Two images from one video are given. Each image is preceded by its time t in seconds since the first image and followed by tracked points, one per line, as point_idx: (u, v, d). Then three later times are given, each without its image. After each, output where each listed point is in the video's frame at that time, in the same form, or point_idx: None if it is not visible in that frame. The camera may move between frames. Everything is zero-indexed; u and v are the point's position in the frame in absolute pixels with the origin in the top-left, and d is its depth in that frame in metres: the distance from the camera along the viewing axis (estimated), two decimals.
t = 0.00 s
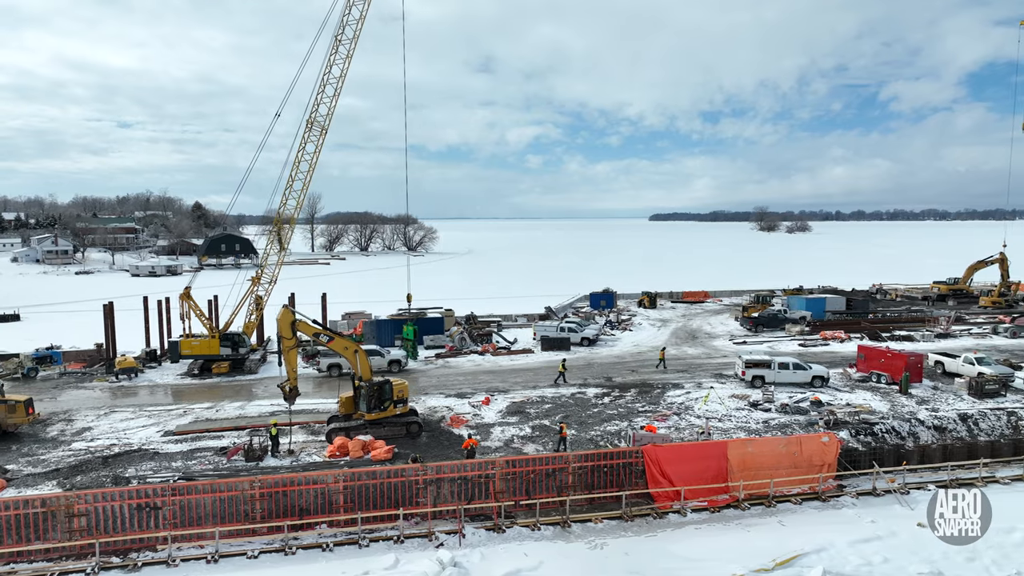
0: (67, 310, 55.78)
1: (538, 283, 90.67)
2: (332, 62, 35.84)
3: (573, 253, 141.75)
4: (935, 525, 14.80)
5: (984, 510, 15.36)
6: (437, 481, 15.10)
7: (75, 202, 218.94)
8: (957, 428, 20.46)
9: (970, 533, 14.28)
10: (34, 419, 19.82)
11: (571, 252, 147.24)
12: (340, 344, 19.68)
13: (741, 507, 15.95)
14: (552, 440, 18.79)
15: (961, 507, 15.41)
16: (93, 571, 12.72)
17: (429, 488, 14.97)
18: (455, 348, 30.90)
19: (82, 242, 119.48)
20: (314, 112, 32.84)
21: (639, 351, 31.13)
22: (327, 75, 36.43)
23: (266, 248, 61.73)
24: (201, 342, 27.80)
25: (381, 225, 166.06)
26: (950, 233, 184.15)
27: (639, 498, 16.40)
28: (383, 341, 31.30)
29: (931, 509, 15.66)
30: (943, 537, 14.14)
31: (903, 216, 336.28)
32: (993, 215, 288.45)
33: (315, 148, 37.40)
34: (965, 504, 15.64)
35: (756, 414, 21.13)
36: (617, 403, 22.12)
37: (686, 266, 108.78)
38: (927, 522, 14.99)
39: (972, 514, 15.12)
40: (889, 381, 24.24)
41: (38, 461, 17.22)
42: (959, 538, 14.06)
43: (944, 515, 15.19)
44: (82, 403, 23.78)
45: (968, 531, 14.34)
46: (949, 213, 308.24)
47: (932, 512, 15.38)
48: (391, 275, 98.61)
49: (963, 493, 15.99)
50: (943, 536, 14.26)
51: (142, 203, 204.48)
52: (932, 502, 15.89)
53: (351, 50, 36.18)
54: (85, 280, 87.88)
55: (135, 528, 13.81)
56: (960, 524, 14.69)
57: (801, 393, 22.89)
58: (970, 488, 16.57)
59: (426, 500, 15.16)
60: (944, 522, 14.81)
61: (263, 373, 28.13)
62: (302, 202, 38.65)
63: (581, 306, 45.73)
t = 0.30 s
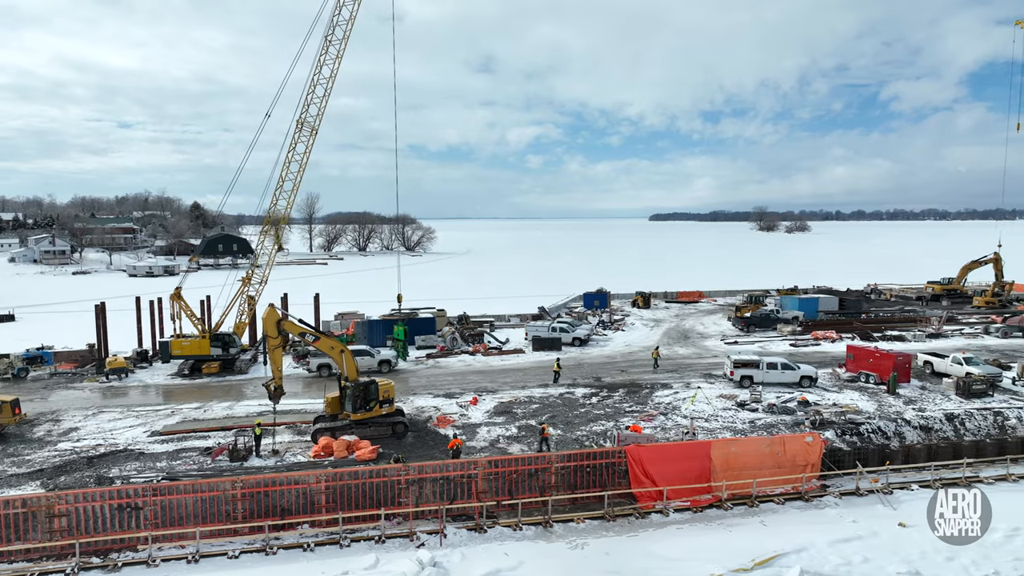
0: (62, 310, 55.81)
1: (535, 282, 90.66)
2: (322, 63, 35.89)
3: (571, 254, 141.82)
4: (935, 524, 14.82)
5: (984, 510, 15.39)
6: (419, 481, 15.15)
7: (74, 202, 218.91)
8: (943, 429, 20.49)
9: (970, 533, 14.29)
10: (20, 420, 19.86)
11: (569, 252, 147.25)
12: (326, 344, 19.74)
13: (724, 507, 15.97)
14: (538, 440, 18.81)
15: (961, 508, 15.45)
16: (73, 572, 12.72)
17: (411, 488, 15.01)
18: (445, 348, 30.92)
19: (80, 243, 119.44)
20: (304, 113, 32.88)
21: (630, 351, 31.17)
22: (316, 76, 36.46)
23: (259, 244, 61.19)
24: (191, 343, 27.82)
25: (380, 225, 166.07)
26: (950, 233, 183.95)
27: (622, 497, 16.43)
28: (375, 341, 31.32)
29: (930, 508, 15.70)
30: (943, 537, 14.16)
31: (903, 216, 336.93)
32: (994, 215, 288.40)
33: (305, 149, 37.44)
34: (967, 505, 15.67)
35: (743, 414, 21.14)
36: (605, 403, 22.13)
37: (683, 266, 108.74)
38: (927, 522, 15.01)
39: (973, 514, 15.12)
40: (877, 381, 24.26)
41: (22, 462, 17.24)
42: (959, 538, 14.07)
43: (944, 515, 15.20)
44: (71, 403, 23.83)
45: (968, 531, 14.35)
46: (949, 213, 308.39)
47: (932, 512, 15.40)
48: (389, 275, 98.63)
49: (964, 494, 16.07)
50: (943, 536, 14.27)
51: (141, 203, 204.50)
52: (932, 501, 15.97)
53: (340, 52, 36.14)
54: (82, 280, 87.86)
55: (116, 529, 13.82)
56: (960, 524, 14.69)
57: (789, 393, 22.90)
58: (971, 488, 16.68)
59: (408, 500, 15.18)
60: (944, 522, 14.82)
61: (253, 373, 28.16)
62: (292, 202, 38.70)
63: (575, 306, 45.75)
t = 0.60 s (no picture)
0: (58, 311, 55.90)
1: (532, 283, 90.64)
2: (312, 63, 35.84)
3: (568, 254, 141.84)
4: (935, 524, 14.83)
5: (984, 510, 15.43)
6: (400, 481, 15.18)
7: (73, 202, 218.98)
8: (929, 428, 20.51)
9: (970, 533, 14.31)
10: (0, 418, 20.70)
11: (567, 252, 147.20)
12: (312, 344, 19.78)
13: (705, 507, 16.00)
14: (523, 440, 18.85)
15: (961, 508, 15.48)
16: (52, 572, 12.75)
17: (392, 488, 15.04)
18: (436, 348, 30.95)
19: (78, 243, 119.50)
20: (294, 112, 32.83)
21: (620, 352, 31.21)
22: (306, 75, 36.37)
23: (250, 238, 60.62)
24: (181, 344, 27.85)
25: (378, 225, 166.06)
26: (949, 233, 183.76)
27: (604, 497, 16.46)
28: (366, 341, 31.34)
29: (931, 509, 15.71)
30: (943, 537, 14.16)
31: (902, 215, 336.61)
32: (993, 215, 288.22)
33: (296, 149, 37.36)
34: (966, 505, 15.71)
35: (728, 414, 21.16)
36: (591, 403, 22.16)
37: (681, 266, 108.71)
38: (927, 522, 15.02)
39: (973, 514, 15.15)
40: (865, 382, 24.28)
41: (6, 462, 17.26)
42: (959, 538, 14.09)
43: (944, 516, 15.22)
44: (60, 403, 23.89)
45: (968, 531, 14.36)
46: (948, 213, 308.27)
47: (932, 512, 15.43)
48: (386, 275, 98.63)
49: (964, 494, 16.12)
50: (943, 535, 14.29)
51: (139, 204, 204.53)
52: (932, 502, 16.00)
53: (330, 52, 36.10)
54: (79, 280, 87.93)
55: (96, 529, 13.84)
56: (961, 524, 14.71)
57: (775, 393, 22.92)
58: (971, 488, 16.74)
59: (389, 500, 15.21)
60: (944, 522, 14.83)
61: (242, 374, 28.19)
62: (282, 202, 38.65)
63: (568, 306, 45.74)
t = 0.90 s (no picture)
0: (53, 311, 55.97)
1: (528, 283, 90.68)
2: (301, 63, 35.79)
3: (566, 253, 141.92)
4: (935, 524, 14.79)
5: (984, 510, 15.41)
6: (380, 481, 15.22)
7: (72, 202, 218.97)
8: (913, 429, 20.55)
9: (970, 533, 14.29)
10: None
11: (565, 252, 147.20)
12: (296, 343, 19.80)
13: (686, 507, 16.02)
14: (508, 440, 18.86)
15: (961, 508, 15.47)
16: (28, 572, 12.76)
17: (372, 488, 15.08)
18: (426, 348, 30.98)
19: (75, 243, 119.45)
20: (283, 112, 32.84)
21: (610, 352, 31.25)
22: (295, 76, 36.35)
23: (245, 238, 60.59)
24: (170, 344, 27.88)
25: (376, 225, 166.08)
26: (949, 233, 183.81)
27: (585, 498, 16.48)
28: (355, 340, 31.37)
29: (931, 509, 15.67)
30: (943, 537, 14.13)
31: (902, 215, 337.00)
32: (993, 215, 288.12)
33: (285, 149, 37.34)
34: (966, 506, 15.68)
35: (713, 414, 21.18)
36: (577, 404, 22.19)
37: (677, 266, 108.79)
38: (927, 522, 14.98)
39: (972, 514, 15.15)
40: (851, 382, 24.31)
41: None
42: (959, 538, 14.07)
43: (944, 516, 15.19)
44: (49, 403, 23.98)
45: (968, 531, 14.35)
46: (947, 213, 308.82)
47: (932, 512, 15.39)
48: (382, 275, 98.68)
49: (964, 494, 16.10)
50: (943, 535, 14.26)
51: (138, 204, 204.55)
52: (932, 502, 15.97)
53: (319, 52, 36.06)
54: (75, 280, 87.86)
55: (75, 530, 13.87)
56: (961, 524, 14.69)
57: (761, 393, 22.95)
58: (971, 488, 16.72)
59: (369, 500, 15.25)
60: (944, 522, 14.80)
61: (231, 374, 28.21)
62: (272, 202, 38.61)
63: (561, 306, 45.79)
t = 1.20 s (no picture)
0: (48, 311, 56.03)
1: (524, 283, 90.65)
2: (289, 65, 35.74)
3: (564, 253, 141.97)
4: (936, 524, 14.85)
5: (984, 510, 15.48)
6: (358, 481, 15.27)
7: (70, 203, 218.91)
8: (896, 429, 20.59)
9: (970, 533, 14.37)
10: None
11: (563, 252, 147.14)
12: (279, 343, 19.82)
13: (665, 507, 16.05)
14: (491, 440, 18.90)
15: (962, 508, 15.56)
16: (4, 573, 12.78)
17: (350, 489, 15.12)
18: (415, 348, 31.02)
19: (72, 243, 119.40)
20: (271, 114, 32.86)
21: (599, 352, 31.28)
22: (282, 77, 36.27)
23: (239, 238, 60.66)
24: (158, 344, 27.91)
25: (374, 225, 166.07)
26: (948, 233, 183.76)
27: (565, 497, 16.52)
28: (345, 340, 31.40)
29: (932, 509, 15.75)
30: (944, 537, 14.18)
31: (901, 215, 337.17)
32: (992, 215, 288.20)
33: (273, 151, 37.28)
34: (967, 505, 15.76)
35: (696, 414, 21.22)
36: (562, 404, 22.23)
37: (674, 266, 108.69)
38: (928, 522, 15.05)
39: (973, 515, 15.23)
40: (837, 382, 24.35)
41: None
42: (959, 538, 14.13)
43: (944, 516, 15.27)
44: (36, 403, 24.02)
45: (968, 531, 14.42)
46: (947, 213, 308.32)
47: (933, 512, 15.46)
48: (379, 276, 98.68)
49: (966, 494, 16.15)
50: (944, 535, 14.31)
51: (136, 204, 204.50)
52: (932, 501, 16.06)
53: (306, 53, 36.04)
54: (72, 280, 87.84)
55: (52, 530, 13.90)
56: (961, 524, 14.76)
57: (745, 394, 22.98)
58: (971, 488, 16.77)
59: (348, 501, 15.31)
60: (945, 522, 14.86)
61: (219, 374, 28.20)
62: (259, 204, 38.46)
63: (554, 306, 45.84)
